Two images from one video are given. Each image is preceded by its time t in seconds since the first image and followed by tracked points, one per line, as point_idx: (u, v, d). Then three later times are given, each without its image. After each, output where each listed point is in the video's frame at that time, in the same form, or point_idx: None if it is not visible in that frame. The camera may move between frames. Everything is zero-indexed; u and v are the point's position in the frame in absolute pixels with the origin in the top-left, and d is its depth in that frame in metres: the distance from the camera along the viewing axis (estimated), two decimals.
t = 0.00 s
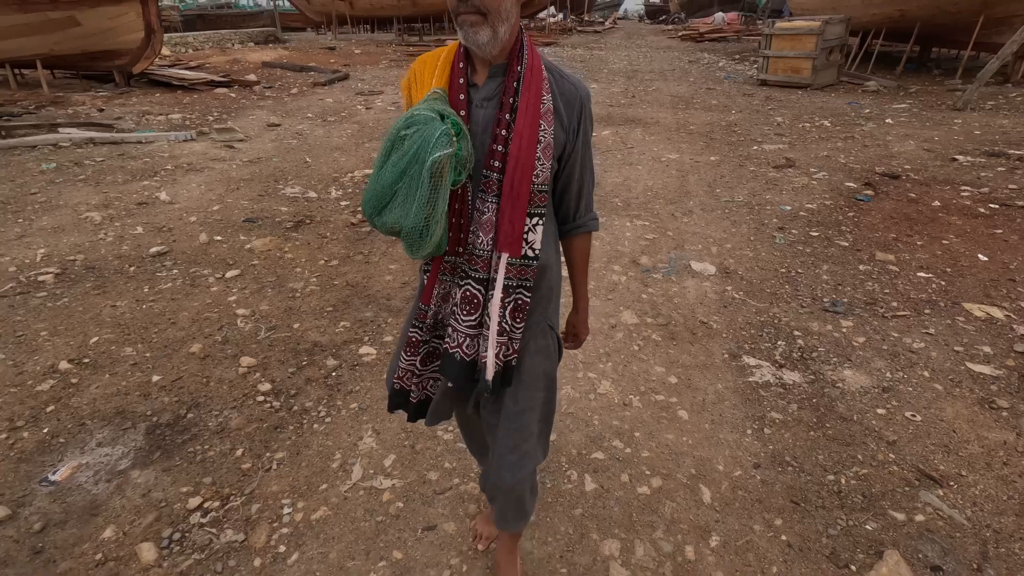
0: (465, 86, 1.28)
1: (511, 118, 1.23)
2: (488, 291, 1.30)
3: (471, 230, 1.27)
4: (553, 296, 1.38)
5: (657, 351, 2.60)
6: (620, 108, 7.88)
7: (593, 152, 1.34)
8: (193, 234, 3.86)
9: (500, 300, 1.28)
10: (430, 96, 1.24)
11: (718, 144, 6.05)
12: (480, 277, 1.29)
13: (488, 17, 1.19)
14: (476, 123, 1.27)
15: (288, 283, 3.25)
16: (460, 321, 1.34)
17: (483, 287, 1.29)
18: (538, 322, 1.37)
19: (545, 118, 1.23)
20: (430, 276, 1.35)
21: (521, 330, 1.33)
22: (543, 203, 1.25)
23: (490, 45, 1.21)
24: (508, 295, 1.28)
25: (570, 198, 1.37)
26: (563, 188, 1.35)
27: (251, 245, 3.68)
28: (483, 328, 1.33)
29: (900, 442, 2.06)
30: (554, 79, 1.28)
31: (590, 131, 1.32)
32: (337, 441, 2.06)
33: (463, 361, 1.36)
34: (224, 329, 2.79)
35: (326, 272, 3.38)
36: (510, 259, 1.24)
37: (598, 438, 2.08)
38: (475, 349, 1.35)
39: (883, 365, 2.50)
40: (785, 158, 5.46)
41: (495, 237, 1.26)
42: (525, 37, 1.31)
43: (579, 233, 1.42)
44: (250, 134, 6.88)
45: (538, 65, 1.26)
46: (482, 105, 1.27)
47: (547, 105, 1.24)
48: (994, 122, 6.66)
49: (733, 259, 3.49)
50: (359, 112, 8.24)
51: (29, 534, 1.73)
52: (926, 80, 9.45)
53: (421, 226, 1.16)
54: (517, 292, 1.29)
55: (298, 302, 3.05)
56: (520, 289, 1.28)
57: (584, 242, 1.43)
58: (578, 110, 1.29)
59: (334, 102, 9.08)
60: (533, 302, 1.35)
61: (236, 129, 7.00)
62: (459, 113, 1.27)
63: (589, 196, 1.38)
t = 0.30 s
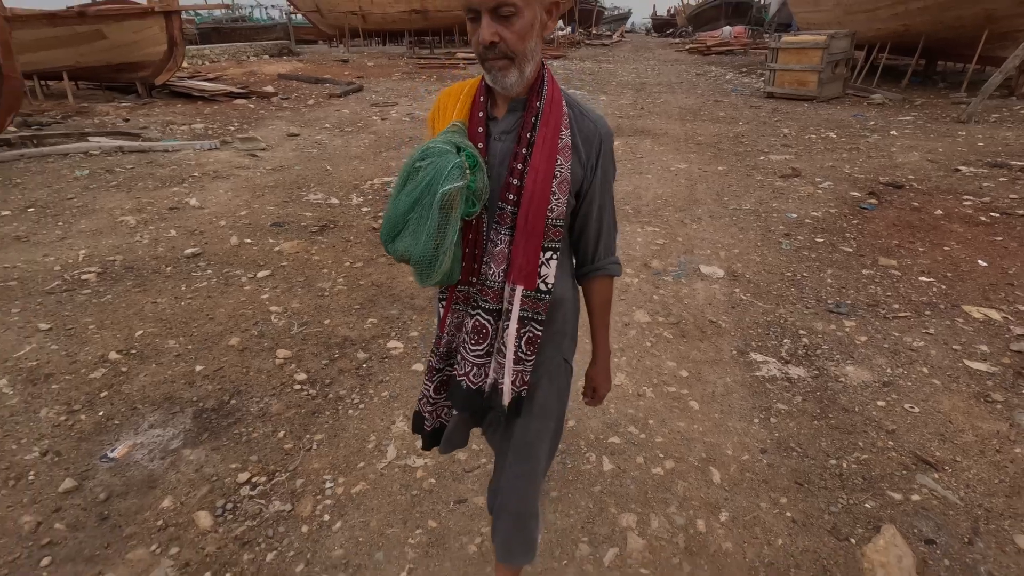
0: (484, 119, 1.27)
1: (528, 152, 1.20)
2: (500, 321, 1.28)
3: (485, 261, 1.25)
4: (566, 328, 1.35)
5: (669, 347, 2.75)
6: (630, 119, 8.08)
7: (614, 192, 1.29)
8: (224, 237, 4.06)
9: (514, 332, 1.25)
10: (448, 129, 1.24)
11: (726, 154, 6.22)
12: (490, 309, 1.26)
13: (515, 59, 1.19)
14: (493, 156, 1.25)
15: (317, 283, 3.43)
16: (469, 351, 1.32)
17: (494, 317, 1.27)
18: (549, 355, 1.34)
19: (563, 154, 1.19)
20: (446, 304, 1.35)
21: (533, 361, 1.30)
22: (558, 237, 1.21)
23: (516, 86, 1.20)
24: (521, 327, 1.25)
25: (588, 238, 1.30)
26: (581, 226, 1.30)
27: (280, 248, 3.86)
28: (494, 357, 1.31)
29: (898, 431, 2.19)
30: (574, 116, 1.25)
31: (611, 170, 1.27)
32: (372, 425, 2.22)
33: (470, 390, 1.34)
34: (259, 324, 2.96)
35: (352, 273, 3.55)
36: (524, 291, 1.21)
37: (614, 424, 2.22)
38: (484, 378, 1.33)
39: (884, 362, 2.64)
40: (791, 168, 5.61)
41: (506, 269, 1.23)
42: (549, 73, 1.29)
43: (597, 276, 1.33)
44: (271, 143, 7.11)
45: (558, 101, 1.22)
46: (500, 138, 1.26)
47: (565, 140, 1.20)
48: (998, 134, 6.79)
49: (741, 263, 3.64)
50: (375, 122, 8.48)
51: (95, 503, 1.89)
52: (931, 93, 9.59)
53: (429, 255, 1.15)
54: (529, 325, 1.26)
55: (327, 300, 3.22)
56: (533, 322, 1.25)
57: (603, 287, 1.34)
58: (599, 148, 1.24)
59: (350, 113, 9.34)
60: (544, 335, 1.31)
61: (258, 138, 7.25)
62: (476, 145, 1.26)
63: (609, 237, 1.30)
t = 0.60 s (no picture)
0: (506, 133, 1.29)
1: (547, 166, 1.19)
2: (519, 338, 1.25)
3: (505, 275, 1.24)
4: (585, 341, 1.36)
5: (676, 343, 2.91)
6: (637, 129, 8.27)
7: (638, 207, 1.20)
8: (252, 239, 4.26)
9: (528, 348, 1.24)
10: (471, 143, 1.27)
11: (731, 164, 6.39)
12: (510, 324, 1.25)
13: (536, 77, 1.19)
14: (515, 169, 1.27)
15: (341, 283, 3.62)
16: (488, 366, 1.30)
17: (513, 333, 1.25)
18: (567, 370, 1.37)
19: (582, 167, 1.17)
20: (467, 321, 1.32)
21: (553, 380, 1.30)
22: (578, 252, 1.18)
23: (536, 101, 1.21)
24: (538, 342, 1.24)
25: (606, 258, 1.21)
26: (599, 242, 1.22)
27: (305, 251, 4.06)
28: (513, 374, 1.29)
29: (892, 421, 2.34)
30: (596, 128, 1.22)
31: (636, 184, 1.20)
32: (400, 411, 2.39)
33: (490, 408, 1.32)
34: (289, 320, 3.15)
35: (374, 274, 3.74)
36: (539, 308, 1.20)
37: (625, 412, 2.38)
38: (503, 395, 1.32)
39: (880, 358, 2.79)
40: (795, 178, 5.78)
41: (526, 284, 1.22)
42: (572, 86, 1.27)
43: (611, 299, 1.20)
44: (290, 152, 7.35)
45: (579, 113, 1.21)
46: (521, 152, 1.27)
47: (585, 154, 1.18)
48: (999, 145, 6.92)
49: (745, 267, 3.80)
50: (389, 132, 8.73)
51: (151, 477, 2.07)
52: (934, 104, 9.74)
53: (448, 268, 1.16)
54: (548, 340, 1.24)
55: (352, 299, 3.41)
56: (553, 338, 1.24)
57: (619, 313, 1.21)
58: (621, 161, 1.19)
59: (364, 123, 9.60)
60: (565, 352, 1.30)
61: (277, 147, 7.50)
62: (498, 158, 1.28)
63: (628, 258, 1.19)
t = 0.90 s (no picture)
0: (522, 156, 1.33)
1: (562, 187, 1.23)
2: (539, 350, 1.31)
3: (523, 292, 1.29)
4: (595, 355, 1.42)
5: (682, 338, 3.08)
6: (644, 138, 8.47)
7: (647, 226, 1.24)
8: (276, 241, 4.47)
9: (552, 361, 1.28)
10: (487, 165, 1.31)
11: (736, 171, 6.57)
12: (530, 338, 1.30)
13: (550, 105, 1.23)
14: (530, 190, 1.30)
15: (363, 281, 3.81)
16: (510, 379, 1.35)
17: (533, 346, 1.31)
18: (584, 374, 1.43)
19: (595, 188, 1.21)
20: (486, 338, 1.36)
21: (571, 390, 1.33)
22: (592, 269, 1.22)
23: (550, 128, 1.25)
24: (559, 356, 1.29)
25: (616, 275, 1.24)
26: (610, 260, 1.26)
27: (327, 251, 4.27)
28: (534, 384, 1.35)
29: (884, 408, 2.49)
30: (608, 150, 1.26)
31: (646, 204, 1.24)
32: (423, 397, 2.56)
33: (515, 419, 1.37)
34: (316, 315, 3.34)
35: (394, 273, 3.93)
36: (560, 322, 1.24)
37: (633, 399, 2.55)
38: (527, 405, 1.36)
39: (876, 353, 2.94)
40: (798, 184, 5.94)
41: (543, 300, 1.27)
42: (584, 110, 1.31)
43: (617, 315, 1.23)
44: (308, 158, 7.60)
45: (591, 137, 1.24)
46: (536, 174, 1.31)
47: (598, 175, 1.21)
48: (1000, 153, 7.06)
49: (748, 268, 3.97)
50: (402, 140, 8.97)
51: (198, 452, 2.25)
52: (938, 114, 9.88)
53: (468, 285, 1.21)
54: (565, 355, 1.29)
55: (374, 296, 3.60)
56: (570, 351, 1.28)
57: (624, 329, 1.24)
58: (631, 182, 1.23)
59: (378, 131, 9.85)
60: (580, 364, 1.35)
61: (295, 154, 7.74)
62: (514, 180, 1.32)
63: (636, 275, 1.23)
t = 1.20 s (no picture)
0: (512, 176, 1.37)
1: (555, 208, 1.28)
2: (535, 373, 1.37)
3: (518, 313, 1.33)
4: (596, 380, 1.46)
5: (685, 333, 3.22)
6: (648, 145, 8.65)
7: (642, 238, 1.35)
8: (293, 242, 4.64)
9: (551, 386, 1.36)
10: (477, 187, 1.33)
11: (738, 177, 6.72)
12: (526, 361, 1.36)
13: (537, 126, 1.28)
14: (521, 212, 1.34)
15: (378, 279, 3.98)
16: (507, 402, 1.41)
17: (529, 369, 1.36)
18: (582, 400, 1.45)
19: (589, 207, 1.27)
20: (480, 360, 1.41)
21: (569, 413, 1.41)
22: (588, 288, 1.28)
23: (539, 148, 1.30)
24: (557, 379, 1.35)
25: (617, 288, 1.36)
26: (610, 275, 1.37)
27: (343, 252, 4.44)
28: (530, 411, 1.42)
29: (876, 398, 2.63)
30: (599, 169, 1.31)
31: (638, 221, 1.33)
32: (440, 385, 2.72)
33: (510, 445, 1.44)
34: (335, 311, 3.50)
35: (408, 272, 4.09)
36: (558, 343, 1.30)
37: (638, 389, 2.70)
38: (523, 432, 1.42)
39: (870, 348, 3.08)
40: (799, 190, 6.09)
41: (539, 321, 1.32)
42: (573, 130, 1.35)
43: (625, 322, 1.37)
44: (320, 164, 7.80)
45: (582, 157, 1.29)
46: (527, 195, 1.35)
47: (590, 194, 1.27)
48: (998, 160, 7.19)
49: (749, 269, 4.11)
50: (411, 146, 9.17)
51: (231, 434, 2.40)
52: (938, 122, 10.03)
53: (459, 307, 1.23)
54: (564, 375, 1.36)
55: (389, 294, 3.76)
56: (569, 373, 1.36)
57: (633, 333, 1.38)
58: (625, 199, 1.31)
59: (387, 138, 10.06)
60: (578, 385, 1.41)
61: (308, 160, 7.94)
62: (505, 202, 1.35)
63: (638, 285, 1.35)
